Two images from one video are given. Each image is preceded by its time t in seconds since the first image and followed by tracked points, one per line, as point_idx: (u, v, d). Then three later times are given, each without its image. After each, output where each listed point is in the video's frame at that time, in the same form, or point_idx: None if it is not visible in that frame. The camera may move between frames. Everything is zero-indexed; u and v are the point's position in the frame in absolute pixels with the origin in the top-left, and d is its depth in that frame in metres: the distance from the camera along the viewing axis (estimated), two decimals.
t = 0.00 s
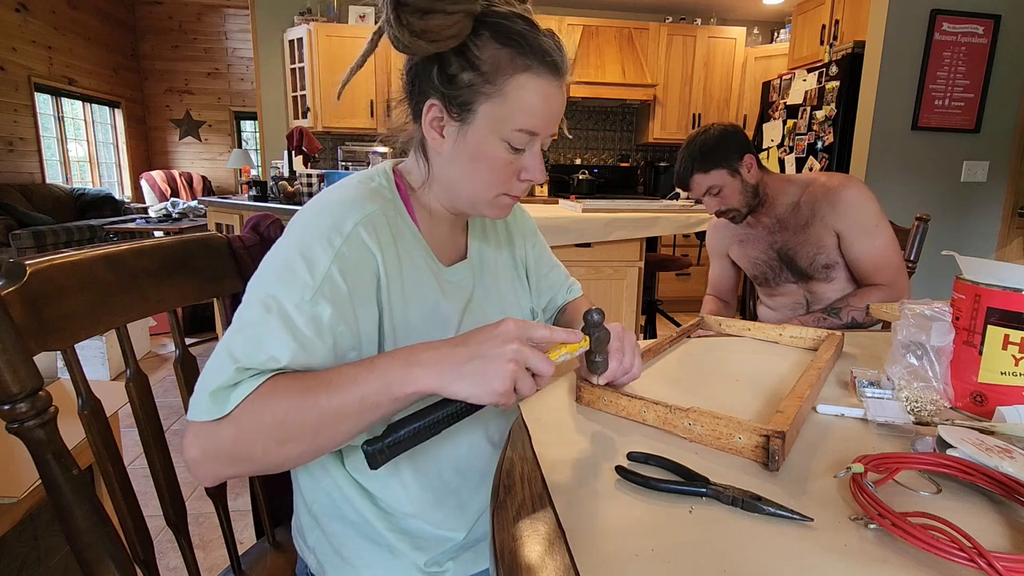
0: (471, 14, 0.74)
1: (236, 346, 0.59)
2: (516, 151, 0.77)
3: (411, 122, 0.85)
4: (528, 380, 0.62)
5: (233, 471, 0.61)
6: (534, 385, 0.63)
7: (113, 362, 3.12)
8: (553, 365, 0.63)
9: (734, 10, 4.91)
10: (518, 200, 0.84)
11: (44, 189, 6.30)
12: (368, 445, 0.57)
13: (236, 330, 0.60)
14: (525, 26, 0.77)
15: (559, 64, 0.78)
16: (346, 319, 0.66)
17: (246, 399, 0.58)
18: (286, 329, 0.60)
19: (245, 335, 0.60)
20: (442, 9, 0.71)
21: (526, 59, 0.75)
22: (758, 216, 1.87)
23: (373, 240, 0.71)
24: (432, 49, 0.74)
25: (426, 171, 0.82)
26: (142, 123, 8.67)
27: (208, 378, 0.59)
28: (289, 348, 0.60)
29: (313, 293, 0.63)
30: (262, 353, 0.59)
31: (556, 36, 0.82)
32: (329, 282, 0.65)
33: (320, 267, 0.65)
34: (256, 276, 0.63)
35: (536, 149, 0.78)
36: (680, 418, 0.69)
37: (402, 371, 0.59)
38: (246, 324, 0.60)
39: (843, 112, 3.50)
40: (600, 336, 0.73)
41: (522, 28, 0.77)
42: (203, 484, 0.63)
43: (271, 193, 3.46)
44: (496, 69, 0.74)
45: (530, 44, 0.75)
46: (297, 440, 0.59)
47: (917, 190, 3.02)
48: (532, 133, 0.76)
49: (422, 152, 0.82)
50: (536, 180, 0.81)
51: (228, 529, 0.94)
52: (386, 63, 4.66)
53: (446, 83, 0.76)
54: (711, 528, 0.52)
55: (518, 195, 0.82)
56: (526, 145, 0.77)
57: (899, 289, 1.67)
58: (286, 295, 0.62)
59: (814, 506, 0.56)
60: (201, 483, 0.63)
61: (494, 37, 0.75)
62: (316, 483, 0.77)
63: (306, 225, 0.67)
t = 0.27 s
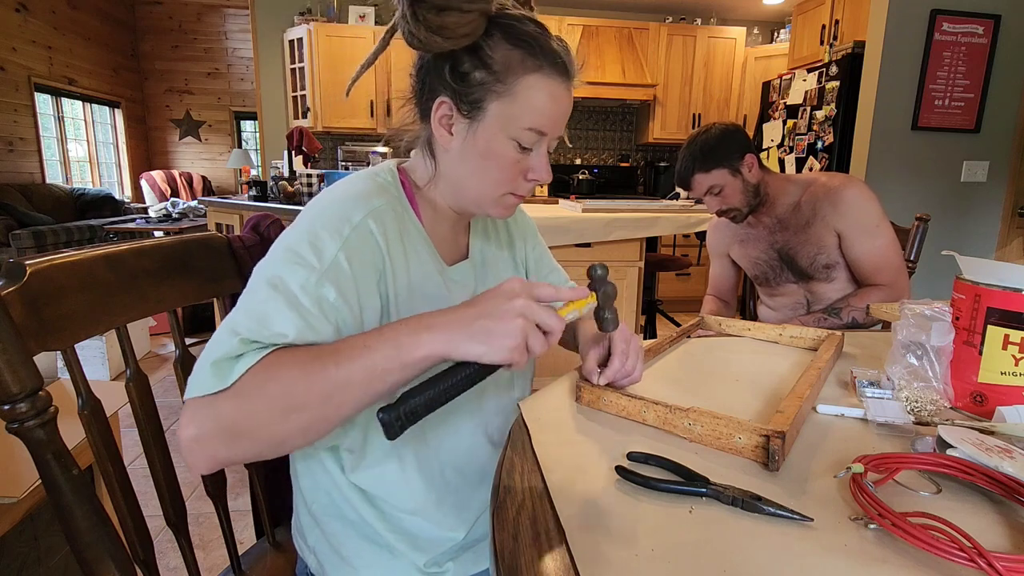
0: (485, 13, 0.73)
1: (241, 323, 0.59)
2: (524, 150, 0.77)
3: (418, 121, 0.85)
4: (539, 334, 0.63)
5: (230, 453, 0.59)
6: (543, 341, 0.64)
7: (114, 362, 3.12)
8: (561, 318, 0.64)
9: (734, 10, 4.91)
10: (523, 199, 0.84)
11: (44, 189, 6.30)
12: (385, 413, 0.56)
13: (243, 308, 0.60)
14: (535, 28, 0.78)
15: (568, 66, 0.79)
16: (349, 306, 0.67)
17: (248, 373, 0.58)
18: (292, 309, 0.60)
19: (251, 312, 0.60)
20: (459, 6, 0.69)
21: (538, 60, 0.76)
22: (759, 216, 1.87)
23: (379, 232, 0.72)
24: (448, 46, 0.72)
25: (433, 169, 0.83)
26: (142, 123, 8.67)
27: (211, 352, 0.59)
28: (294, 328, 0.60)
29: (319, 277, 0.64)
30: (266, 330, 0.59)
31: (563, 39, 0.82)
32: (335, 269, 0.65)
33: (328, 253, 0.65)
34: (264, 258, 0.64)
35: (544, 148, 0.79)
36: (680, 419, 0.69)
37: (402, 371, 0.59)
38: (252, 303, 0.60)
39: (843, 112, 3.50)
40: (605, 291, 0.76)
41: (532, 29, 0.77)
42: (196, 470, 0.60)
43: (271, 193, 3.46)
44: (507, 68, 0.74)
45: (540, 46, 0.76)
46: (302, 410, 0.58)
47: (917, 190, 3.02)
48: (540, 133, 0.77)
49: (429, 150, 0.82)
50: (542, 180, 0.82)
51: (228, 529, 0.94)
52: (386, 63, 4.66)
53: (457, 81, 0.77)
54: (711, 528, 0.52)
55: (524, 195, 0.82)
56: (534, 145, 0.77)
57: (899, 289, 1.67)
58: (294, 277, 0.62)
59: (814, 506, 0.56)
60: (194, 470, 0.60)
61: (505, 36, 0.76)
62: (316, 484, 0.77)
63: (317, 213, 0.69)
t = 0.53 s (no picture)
0: (497, 13, 0.75)
1: (240, 310, 0.59)
2: (531, 149, 0.78)
3: (426, 120, 0.85)
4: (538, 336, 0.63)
5: (223, 439, 0.59)
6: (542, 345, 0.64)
7: (113, 362, 3.12)
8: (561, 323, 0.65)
9: (734, 10, 4.91)
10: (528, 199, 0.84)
11: (44, 189, 6.30)
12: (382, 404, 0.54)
13: (244, 295, 0.60)
14: (544, 30, 0.79)
15: (575, 69, 0.80)
16: (348, 300, 0.67)
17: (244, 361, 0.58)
18: (292, 299, 0.61)
19: (251, 300, 0.60)
20: (472, 3, 0.72)
21: (547, 60, 0.76)
22: (760, 216, 1.87)
23: (381, 229, 0.73)
24: (460, 42, 0.74)
25: (439, 167, 0.83)
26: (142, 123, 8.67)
27: (210, 338, 0.59)
28: (293, 317, 0.60)
29: (320, 269, 0.64)
30: (265, 318, 0.59)
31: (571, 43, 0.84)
32: (336, 262, 0.66)
33: (331, 246, 0.66)
34: (267, 249, 0.64)
35: (550, 148, 0.79)
36: (680, 419, 0.69)
37: (403, 366, 0.59)
38: (253, 290, 0.60)
39: (843, 112, 3.50)
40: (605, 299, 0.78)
41: (542, 32, 0.79)
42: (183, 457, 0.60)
43: (271, 193, 3.46)
44: (517, 67, 0.75)
45: (550, 48, 0.77)
46: (298, 400, 0.58)
47: (917, 190, 3.02)
48: (548, 132, 0.77)
49: (436, 148, 0.82)
50: (548, 179, 0.82)
51: (228, 530, 0.94)
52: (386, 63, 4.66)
53: (466, 79, 0.77)
54: (711, 529, 0.52)
55: (529, 194, 0.82)
56: (541, 144, 0.78)
57: (900, 290, 1.66)
58: (296, 267, 0.62)
59: (814, 506, 0.56)
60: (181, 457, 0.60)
61: (516, 37, 0.77)
62: (316, 484, 0.77)
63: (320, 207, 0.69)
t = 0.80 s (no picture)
0: (503, 12, 0.76)
1: (239, 301, 0.59)
2: (534, 148, 0.78)
3: (430, 120, 0.85)
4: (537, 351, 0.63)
5: (219, 427, 0.59)
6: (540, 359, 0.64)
7: (114, 362, 3.12)
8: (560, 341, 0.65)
9: (734, 10, 4.91)
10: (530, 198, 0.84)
11: (44, 189, 6.30)
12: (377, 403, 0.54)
13: (244, 286, 0.60)
14: (549, 31, 0.80)
15: (579, 70, 0.80)
16: (347, 294, 0.67)
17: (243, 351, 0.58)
18: (292, 291, 0.61)
19: (251, 291, 0.60)
20: (479, 2, 0.72)
21: (551, 60, 0.77)
22: (760, 216, 1.87)
23: (383, 226, 0.73)
24: (467, 40, 0.74)
25: (442, 166, 0.82)
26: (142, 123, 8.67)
27: (208, 327, 0.59)
28: (293, 310, 0.60)
29: (321, 263, 0.64)
30: (265, 308, 0.59)
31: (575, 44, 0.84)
32: (337, 256, 0.66)
33: (332, 241, 0.66)
34: (268, 242, 0.64)
35: (553, 148, 0.79)
36: (680, 419, 0.69)
37: (402, 367, 0.59)
38: (253, 281, 0.60)
39: (843, 112, 3.50)
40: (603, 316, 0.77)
41: (546, 33, 0.79)
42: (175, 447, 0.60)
43: (270, 193, 3.46)
44: (522, 66, 0.75)
45: (554, 48, 0.77)
46: (297, 394, 0.58)
47: (917, 190, 3.02)
48: (550, 131, 0.78)
49: (439, 147, 0.82)
50: (550, 179, 0.82)
51: (228, 530, 0.94)
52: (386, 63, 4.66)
53: (471, 78, 0.77)
54: (711, 529, 0.52)
55: (531, 193, 0.82)
56: (544, 143, 0.78)
57: (900, 290, 1.66)
58: (296, 260, 0.62)
59: (814, 506, 0.56)
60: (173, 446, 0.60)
61: (521, 37, 0.77)
62: (315, 482, 0.77)
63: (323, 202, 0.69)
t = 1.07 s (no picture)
0: (506, 13, 0.77)
1: (238, 297, 0.59)
2: (535, 147, 0.78)
3: (431, 119, 0.85)
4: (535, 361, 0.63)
5: (215, 423, 0.59)
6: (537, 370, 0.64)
7: (114, 362, 3.12)
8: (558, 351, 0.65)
9: (734, 10, 4.91)
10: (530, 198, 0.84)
11: (44, 189, 6.30)
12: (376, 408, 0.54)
13: (243, 282, 0.60)
14: (551, 33, 0.80)
15: (580, 71, 0.80)
16: (346, 292, 0.67)
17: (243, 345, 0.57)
18: (292, 288, 0.60)
19: (251, 287, 0.60)
20: (483, 2, 0.73)
21: (553, 61, 0.77)
22: (760, 216, 1.87)
23: (383, 224, 0.73)
24: (470, 39, 0.75)
25: (443, 165, 0.82)
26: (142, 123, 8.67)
27: (206, 322, 0.58)
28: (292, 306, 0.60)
29: (321, 259, 0.64)
30: (264, 305, 0.59)
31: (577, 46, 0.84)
32: (337, 253, 0.66)
33: (332, 238, 0.66)
34: (268, 239, 0.64)
35: (554, 148, 0.80)
36: (680, 419, 0.69)
37: (401, 368, 0.59)
38: (252, 277, 0.60)
39: (843, 112, 3.50)
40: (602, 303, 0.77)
41: (549, 34, 0.79)
42: (171, 439, 0.59)
43: (271, 193, 3.46)
44: (524, 66, 0.75)
45: (556, 49, 0.78)
46: (294, 391, 0.58)
47: (917, 190, 3.03)
48: (551, 131, 0.78)
49: (440, 146, 0.82)
50: (550, 179, 0.82)
51: (228, 529, 0.94)
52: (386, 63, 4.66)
53: (473, 77, 0.77)
54: (711, 529, 0.52)
55: (531, 193, 0.82)
56: (545, 143, 0.78)
57: (900, 290, 1.66)
58: (296, 256, 0.62)
59: (815, 506, 0.56)
60: (169, 438, 0.59)
61: (524, 37, 0.77)
62: (315, 482, 0.77)
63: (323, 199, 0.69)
